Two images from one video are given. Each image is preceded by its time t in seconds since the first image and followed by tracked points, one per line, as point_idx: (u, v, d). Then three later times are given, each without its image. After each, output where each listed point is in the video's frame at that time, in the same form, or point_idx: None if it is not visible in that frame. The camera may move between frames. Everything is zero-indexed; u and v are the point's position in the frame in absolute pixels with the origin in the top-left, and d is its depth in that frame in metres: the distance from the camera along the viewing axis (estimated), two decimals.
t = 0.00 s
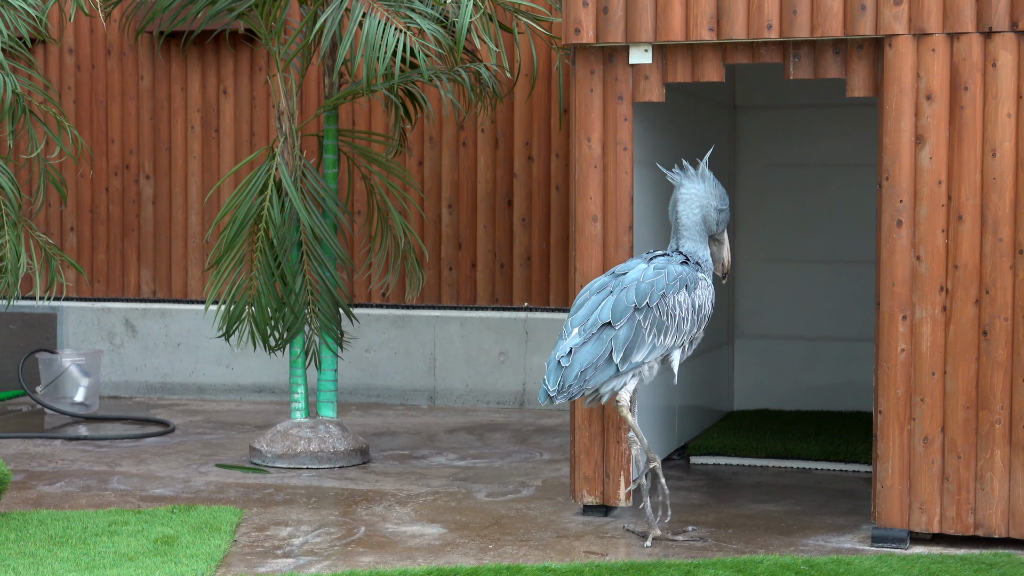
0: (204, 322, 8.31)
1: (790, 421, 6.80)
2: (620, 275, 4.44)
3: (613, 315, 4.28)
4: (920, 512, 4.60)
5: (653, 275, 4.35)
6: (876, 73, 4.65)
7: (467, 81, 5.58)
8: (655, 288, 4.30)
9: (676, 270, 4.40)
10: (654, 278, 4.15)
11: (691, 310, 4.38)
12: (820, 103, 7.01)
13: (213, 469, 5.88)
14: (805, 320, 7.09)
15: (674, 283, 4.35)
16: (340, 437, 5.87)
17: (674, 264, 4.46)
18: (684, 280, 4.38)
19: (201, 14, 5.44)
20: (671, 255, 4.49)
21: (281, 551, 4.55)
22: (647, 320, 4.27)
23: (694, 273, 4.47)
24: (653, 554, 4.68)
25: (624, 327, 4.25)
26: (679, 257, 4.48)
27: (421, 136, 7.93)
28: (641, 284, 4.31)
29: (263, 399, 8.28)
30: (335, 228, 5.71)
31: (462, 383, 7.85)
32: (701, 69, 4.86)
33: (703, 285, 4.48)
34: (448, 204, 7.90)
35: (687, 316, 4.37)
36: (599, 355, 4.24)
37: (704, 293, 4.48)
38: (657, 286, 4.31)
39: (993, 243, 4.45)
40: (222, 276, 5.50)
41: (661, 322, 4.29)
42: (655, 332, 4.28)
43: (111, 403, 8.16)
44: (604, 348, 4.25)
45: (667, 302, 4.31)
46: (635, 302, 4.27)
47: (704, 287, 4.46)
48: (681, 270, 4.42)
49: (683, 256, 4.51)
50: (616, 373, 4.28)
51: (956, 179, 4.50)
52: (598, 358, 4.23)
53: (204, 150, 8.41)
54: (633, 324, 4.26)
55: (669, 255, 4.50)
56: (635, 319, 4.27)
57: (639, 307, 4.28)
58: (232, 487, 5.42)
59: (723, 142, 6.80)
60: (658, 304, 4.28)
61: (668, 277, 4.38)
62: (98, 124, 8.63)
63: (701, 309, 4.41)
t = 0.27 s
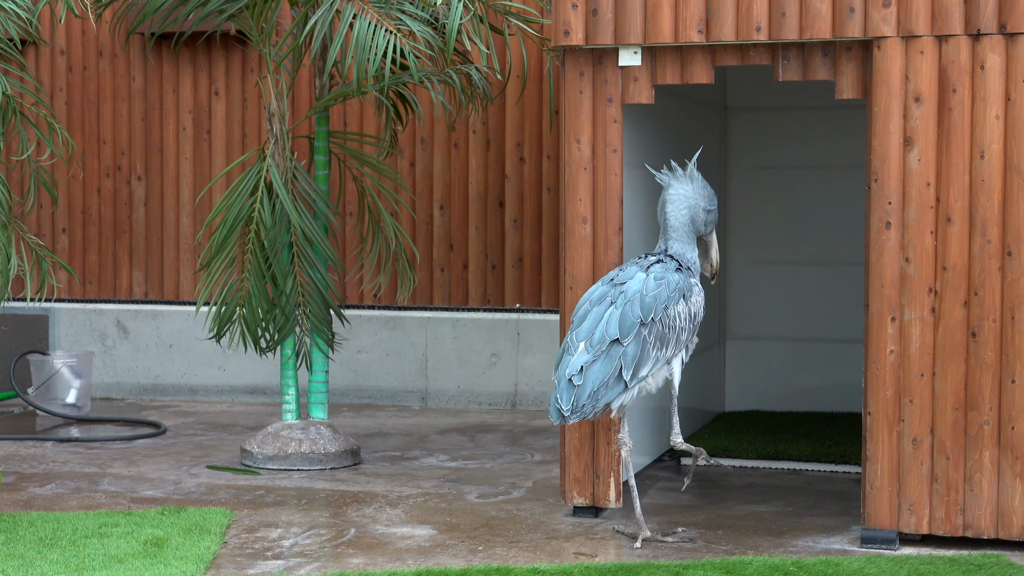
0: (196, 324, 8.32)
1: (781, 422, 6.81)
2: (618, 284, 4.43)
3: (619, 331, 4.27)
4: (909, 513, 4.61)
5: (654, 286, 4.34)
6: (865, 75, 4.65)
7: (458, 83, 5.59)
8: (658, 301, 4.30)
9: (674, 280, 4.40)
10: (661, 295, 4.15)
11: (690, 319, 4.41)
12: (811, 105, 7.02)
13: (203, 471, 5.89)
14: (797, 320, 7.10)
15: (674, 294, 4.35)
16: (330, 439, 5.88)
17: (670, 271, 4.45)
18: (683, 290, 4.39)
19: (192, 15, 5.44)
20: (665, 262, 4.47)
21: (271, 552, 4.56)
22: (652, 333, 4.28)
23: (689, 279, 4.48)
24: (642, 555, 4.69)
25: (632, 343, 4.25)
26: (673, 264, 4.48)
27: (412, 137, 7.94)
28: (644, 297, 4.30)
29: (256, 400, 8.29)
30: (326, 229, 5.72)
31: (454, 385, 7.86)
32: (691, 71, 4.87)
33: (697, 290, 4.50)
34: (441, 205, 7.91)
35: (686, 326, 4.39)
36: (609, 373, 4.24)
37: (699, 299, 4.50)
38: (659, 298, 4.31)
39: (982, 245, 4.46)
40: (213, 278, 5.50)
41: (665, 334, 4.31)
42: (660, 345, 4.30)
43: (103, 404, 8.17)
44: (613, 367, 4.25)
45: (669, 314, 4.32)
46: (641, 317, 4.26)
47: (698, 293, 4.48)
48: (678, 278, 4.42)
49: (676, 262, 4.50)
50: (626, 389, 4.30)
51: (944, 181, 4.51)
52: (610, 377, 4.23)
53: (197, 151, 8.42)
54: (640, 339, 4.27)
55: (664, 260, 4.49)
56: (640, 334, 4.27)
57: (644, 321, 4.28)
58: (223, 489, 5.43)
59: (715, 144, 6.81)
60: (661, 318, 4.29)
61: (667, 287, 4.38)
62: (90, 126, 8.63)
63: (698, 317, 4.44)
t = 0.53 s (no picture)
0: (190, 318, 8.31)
1: (774, 418, 6.82)
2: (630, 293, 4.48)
3: (640, 347, 4.36)
4: (903, 510, 4.61)
5: (669, 298, 4.42)
6: (859, 71, 4.65)
7: (452, 78, 5.58)
8: (674, 314, 4.41)
9: (684, 287, 4.48)
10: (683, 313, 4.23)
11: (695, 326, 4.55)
12: (806, 101, 7.02)
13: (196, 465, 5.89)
14: (791, 317, 7.10)
15: (686, 304, 4.46)
16: (324, 434, 5.87)
17: (678, 276, 4.52)
18: (692, 298, 4.49)
19: (185, 10, 5.42)
20: (672, 266, 4.53)
21: (264, 547, 4.55)
22: (668, 348, 4.41)
23: (694, 282, 4.58)
24: (636, 551, 4.69)
25: (653, 361, 4.36)
26: (679, 266, 4.55)
27: (407, 132, 7.93)
28: (661, 312, 4.39)
29: (249, 395, 8.28)
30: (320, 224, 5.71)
31: (448, 380, 7.86)
32: (685, 67, 4.86)
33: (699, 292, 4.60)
34: (435, 201, 7.90)
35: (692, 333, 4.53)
36: (633, 393, 4.35)
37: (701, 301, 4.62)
38: (675, 311, 4.41)
39: (976, 241, 4.46)
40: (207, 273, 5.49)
41: (677, 346, 4.45)
42: (674, 357, 4.45)
43: (96, 398, 8.16)
44: (636, 386, 4.35)
45: (682, 326, 4.44)
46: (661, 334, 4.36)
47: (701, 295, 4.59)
48: (686, 284, 4.51)
49: (680, 263, 4.57)
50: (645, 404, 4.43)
51: (939, 178, 4.51)
52: (635, 397, 4.34)
53: (190, 146, 8.40)
54: (660, 356, 4.39)
55: (670, 262, 4.55)
56: (660, 350, 4.39)
57: (663, 337, 4.39)
58: (216, 483, 5.42)
59: (709, 140, 6.81)
60: (676, 331, 4.41)
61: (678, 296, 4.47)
62: (84, 121, 8.61)
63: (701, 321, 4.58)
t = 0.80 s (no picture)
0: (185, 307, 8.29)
1: (771, 407, 6.82)
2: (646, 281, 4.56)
3: (653, 330, 4.42)
4: (900, 498, 4.62)
5: (684, 287, 4.51)
6: (857, 60, 4.64)
7: (448, 66, 5.55)
8: (688, 302, 4.49)
9: (700, 279, 4.59)
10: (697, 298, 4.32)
11: (709, 319, 4.63)
12: (803, 91, 7.01)
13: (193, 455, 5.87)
14: (787, 306, 7.10)
15: (700, 295, 4.55)
16: (321, 423, 5.87)
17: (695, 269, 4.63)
18: (706, 291, 4.59)
19: None
20: (689, 261, 4.65)
21: (262, 536, 4.54)
22: (681, 334, 4.47)
23: (709, 278, 4.68)
24: (634, 539, 4.69)
25: (665, 344, 4.42)
26: (696, 262, 4.66)
27: (402, 121, 7.91)
28: (676, 298, 4.47)
29: (245, 384, 8.27)
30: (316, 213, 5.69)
31: (444, 369, 7.86)
32: (683, 56, 4.84)
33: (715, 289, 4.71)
34: (431, 190, 7.89)
35: (705, 325, 4.61)
36: (643, 374, 4.37)
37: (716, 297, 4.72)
38: (689, 299, 4.50)
39: (974, 230, 4.46)
40: (203, 262, 5.47)
41: (690, 334, 4.52)
42: (686, 345, 4.51)
43: (92, 388, 8.14)
44: (647, 367, 4.38)
45: (695, 315, 4.53)
46: (674, 319, 4.44)
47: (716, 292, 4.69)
48: (701, 277, 4.61)
49: (698, 260, 4.70)
50: (654, 388, 4.45)
51: (936, 167, 4.50)
52: (644, 378, 4.36)
53: (186, 134, 8.37)
54: (672, 340, 4.45)
55: (686, 257, 4.67)
56: (672, 334, 4.45)
57: (676, 322, 4.46)
58: (213, 473, 5.41)
59: (706, 130, 6.80)
60: (690, 319, 4.49)
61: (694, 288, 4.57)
62: (79, 110, 8.57)
63: (714, 315, 4.67)
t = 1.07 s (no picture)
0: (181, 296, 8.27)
1: (767, 396, 6.82)
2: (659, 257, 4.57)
3: (663, 304, 4.42)
4: (898, 486, 4.62)
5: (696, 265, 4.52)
6: (856, 48, 4.63)
7: (446, 54, 5.53)
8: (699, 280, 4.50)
9: (712, 260, 4.60)
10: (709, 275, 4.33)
11: (719, 301, 4.64)
12: (800, 79, 6.99)
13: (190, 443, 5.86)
14: (784, 295, 7.10)
15: (712, 274, 4.56)
16: (318, 411, 5.86)
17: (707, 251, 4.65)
18: (718, 272, 4.61)
19: None
20: (702, 243, 4.66)
21: (259, 525, 4.53)
22: (692, 310, 4.47)
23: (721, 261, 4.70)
24: (632, 528, 4.69)
25: (675, 318, 4.43)
26: (709, 244, 4.68)
27: (399, 109, 7.87)
28: (687, 275, 4.48)
29: (241, 372, 8.26)
30: (312, 200, 5.66)
31: (440, 357, 7.85)
32: (681, 43, 4.82)
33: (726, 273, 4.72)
34: (427, 178, 7.86)
35: (716, 306, 4.61)
36: (652, 345, 4.38)
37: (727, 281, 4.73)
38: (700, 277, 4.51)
39: (972, 218, 4.45)
40: (199, 250, 5.45)
41: (701, 312, 4.52)
42: (696, 322, 4.51)
43: (88, 376, 8.12)
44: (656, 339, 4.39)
45: (707, 294, 4.53)
46: (686, 294, 4.44)
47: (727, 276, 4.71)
48: (713, 259, 4.63)
49: (710, 243, 4.70)
50: (662, 361, 4.45)
51: (934, 154, 4.49)
52: (653, 348, 4.36)
53: (181, 122, 8.33)
54: (682, 315, 4.45)
55: (700, 238, 4.69)
56: (683, 310, 4.45)
57: (687, 298, 4.46)
58: (210, 461, 5.40)
59: (704, 118, 6.78)
60: (702, 297, 4.50)
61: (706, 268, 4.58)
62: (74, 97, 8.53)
63: (724, 298, 4.68)
